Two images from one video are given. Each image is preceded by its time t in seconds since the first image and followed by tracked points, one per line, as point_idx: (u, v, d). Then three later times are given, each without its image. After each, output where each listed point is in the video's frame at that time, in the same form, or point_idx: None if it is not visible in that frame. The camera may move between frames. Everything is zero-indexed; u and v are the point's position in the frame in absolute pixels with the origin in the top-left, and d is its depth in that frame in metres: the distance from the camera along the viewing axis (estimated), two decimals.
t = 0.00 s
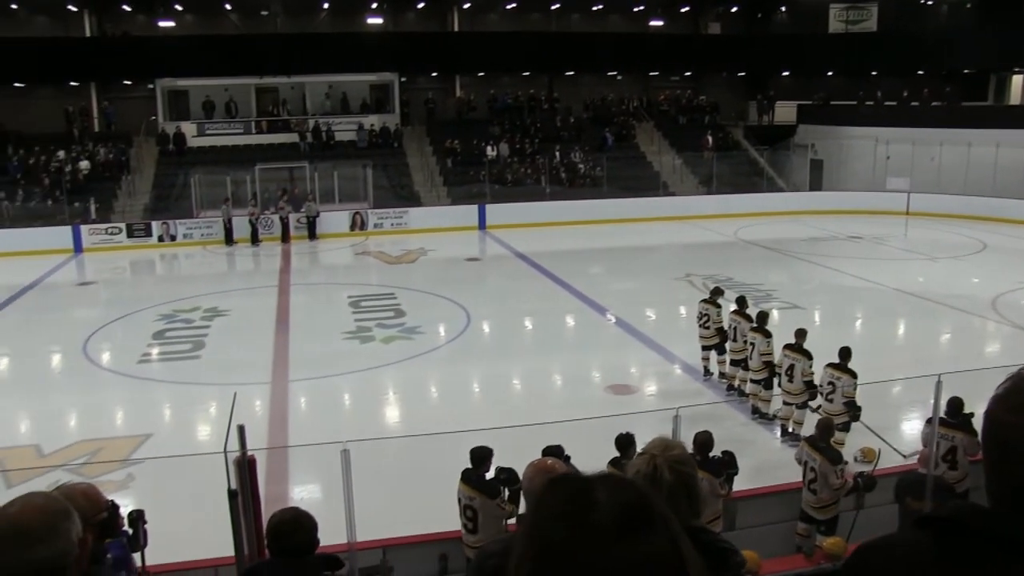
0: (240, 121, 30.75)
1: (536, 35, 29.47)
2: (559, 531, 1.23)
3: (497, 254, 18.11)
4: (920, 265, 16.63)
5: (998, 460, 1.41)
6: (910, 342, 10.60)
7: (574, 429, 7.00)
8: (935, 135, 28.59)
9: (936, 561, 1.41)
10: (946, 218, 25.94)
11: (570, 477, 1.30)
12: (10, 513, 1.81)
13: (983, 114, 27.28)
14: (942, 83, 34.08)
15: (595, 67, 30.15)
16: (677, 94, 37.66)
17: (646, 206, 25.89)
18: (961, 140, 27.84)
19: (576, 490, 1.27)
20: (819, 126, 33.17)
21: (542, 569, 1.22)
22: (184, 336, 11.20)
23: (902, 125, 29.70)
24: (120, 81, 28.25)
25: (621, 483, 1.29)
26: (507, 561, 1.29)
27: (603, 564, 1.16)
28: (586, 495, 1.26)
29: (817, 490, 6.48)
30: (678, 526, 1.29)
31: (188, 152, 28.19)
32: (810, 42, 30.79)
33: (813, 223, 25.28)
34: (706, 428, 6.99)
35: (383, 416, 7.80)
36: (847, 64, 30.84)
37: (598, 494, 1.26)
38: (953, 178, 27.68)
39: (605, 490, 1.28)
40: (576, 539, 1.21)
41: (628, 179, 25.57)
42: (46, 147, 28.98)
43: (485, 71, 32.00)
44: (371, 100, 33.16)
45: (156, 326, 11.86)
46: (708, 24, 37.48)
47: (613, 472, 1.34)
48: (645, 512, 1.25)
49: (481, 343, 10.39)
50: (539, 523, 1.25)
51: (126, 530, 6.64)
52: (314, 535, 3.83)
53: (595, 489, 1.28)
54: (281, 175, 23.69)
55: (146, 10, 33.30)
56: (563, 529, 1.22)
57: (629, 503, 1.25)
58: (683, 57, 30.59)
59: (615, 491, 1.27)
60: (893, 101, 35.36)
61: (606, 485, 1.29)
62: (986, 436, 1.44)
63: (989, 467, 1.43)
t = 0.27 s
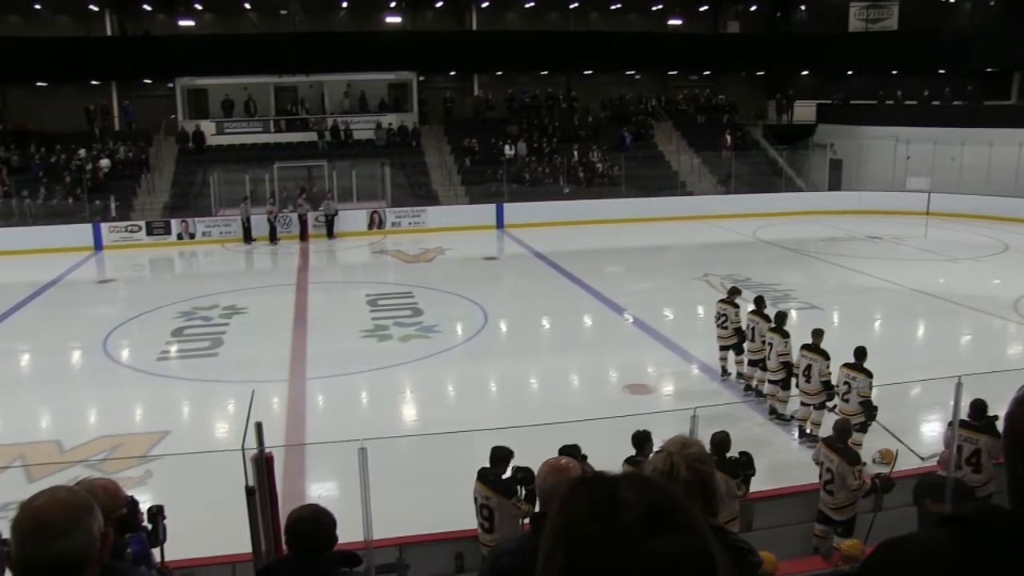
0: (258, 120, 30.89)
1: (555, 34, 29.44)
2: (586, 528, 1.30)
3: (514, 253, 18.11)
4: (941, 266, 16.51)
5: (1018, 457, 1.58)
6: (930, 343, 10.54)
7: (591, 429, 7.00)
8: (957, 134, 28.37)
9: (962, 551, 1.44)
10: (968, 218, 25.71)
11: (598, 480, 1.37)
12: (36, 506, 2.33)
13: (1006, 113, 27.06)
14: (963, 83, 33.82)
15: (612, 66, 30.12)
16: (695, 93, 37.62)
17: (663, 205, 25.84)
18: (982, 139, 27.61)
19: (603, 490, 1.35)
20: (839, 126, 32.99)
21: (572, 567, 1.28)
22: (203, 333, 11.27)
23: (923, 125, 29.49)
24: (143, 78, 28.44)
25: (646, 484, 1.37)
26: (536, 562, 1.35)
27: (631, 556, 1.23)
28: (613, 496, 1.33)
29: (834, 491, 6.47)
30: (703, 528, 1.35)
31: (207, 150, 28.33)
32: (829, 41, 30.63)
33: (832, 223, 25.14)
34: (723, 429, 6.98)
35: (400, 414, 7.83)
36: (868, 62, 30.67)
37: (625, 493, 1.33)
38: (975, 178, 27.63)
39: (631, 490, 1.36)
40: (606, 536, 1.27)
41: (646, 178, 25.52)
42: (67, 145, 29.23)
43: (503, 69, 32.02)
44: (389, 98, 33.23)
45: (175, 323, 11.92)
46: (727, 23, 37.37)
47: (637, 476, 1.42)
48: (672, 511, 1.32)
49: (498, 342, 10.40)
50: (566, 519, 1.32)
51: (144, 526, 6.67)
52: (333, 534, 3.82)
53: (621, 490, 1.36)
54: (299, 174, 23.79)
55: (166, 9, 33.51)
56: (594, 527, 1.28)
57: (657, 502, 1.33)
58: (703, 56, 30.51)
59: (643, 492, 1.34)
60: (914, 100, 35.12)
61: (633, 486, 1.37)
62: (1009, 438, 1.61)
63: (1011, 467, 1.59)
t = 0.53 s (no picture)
0: (279, 117, 31.06)
1: (576, 32, 29.42)
2: (608, 526, 1.37)
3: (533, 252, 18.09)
4: (964, 267, 16.34)
5: None
6: (952, 346, 10.43)
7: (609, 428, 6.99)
8: (982, 134, 28.06)
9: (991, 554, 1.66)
10: (992, 219, 25.42)
11: (619, 480, 1.45)
12: (59, 498, 2.36)
13: None
14: (989, 82, 33.45)
15: (633, 65, 30.07)
16: (715, 92, 37.50)
17: (683, 205, 25.74)
18: (1007, 140, 27.30)
19: (624, 490, 1.42)
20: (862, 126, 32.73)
21: (592, 565, 1.35)
22: (223, 330, 11.34)
23: (948, 124, 29.19)
24: (164, 76, 28.65)
25: (668, 485, 1.44)
26: (558, 558, 1.43)
27: (652, 555, 1.31)
28: (635, 497, 1.41)
29: (852, 494, 6.39)
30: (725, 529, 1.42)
31: (228, 147, 28.50)
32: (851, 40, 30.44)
33: (853, 223, 24.95)
34: (741, 429, 6.94)
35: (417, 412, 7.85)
36: (891, 62, 30.42)
37: (647, 493, 1.41)
38: (1000, 178, 27.33)
39: (653, 489, 1.43)
40: (627, 535, 1.34)
41: (666, 177, 25.45)
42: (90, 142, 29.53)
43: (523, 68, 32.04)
44: (410, 96, 33.31)
45: (195, 319, 11.99)
46: (748, 22, 37.22)
47: (660, 474, 1.49)
48: (693, 512, 1.39)
49: (516, 341, 10.40)
50: (589, 517, 1.40)
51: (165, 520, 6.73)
52: (354, 532, 3.59)
53: (644, 488, 1.44)
54: (320, 171, 23.91)
55: (189, 8, 33.83)
56: (615, 526, 1.36)
57: (678, 504, 1.40)
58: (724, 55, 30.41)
59: (664, 492, 1.42)
60: (939, 100, 34.77)
61: (656, 485, 1.44)
62: None
63: None
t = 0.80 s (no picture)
0: (304, 116, 31.27)
1: (601, 32, 29.38)
2: (627, 525, 1.49)
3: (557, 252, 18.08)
4: (994, 270, 16.14)
5: None
6: (979, 349, 10.32)
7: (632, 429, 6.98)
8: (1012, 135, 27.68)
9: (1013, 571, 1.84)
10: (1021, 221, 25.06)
11: (639, 480, 1.56)
12: (87, 490, 2.41)
13: None
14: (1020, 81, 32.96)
15: (658, 64, 29.98)
16: (740, 92, 37.31)
17: (707, 205, 25.60)
18: None
19: (642, 491, 1.53)
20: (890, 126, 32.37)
21: (608, 559, 1.45)
22: (247, 326, 11.44)
23: (978, 124, 28.80)
24: (190, 75, 28.96)
25: (686, 487, 1.54)
26: (577, 551, 1.55)
27: (663, 551, 1.42)
28: (652, 496, 1.52)
29: (877, 497, 6.30)
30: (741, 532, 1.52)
31: (253, 145, 28.70)
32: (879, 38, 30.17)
33: (880, 224, 24.71)
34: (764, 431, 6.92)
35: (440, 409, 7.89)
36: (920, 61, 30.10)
37: (664, 495, 1.52)
38: None
39: (670, 492, 1.54)
40: (642, 533, 1.45)
41: (689, 177, 25.33)
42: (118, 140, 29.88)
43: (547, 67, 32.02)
44: (434, 95, 33.42)
45: (220, 316, 12.09)
46: (774, 21, 37.00)
47: (677, 477, 1.59)
48: (708, 513, 1.49)
49: (538, 340, 10.41)
50: (606, 513, 1.52)
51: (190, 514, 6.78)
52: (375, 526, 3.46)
53: (662, 490, 1.55)
54: (345, 170, 24.05)
55: (215, 7, 34.20)
56: (633, 524, 1.48)
57: (694, 505, 1.50)
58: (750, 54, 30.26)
59: (681, 493, 1.52)
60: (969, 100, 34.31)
61: (672, 487, 1.55)
62: None
63: None
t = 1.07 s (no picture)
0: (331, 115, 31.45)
1: (628, 32, 29.36)
2: (640, 524, 1.42)
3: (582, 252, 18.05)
4: None
5: None
6: (1009, 353, 10.19)
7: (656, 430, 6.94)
8: None
9: None
10: None
11: (652, 478, 1.50)
12: (113, 485, 2.39)
13: None
14: None
15: (684, 64, 29.92)
16: (767, 92, 37.16)
17: (732, 205, 25.49)
18: None
19: (657, 490, 1.47)
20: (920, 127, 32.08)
21: (622, 563, 1.39)
22: (271, 324, 11.50)
23: (1010, 124, 28.46)
24: (216, 74, 29.19)
25: (701, 486, 1.49)
26: (586, 554, 1.48)
27: (683, 554, 1.36)
28: (667, 496, 1.46)
29: (904, 501, 6.21)
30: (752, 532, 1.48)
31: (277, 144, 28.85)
32: (908, 38, 29.94)
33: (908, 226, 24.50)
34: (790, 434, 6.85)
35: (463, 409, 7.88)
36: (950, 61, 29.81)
37: (679, 494, 1.46)
38: None
39: (683, 492, 1.48)
40: (658, 533, 1.39)
41: (715, 177, 25.23)
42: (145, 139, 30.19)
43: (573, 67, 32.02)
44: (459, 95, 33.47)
45: (245, 314, 12.16)
46: (801, 21, 36.83)
47: (688, 476, 1.54)
48: (724, 513, 1.45)
49: (562, 340, 10.40)
50: (619, 514, 1.45)
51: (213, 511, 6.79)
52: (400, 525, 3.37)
53: (674, 489, 1.49)
54: (370, 169, 24.17)
55: (243, 7, 34.48)
56: (648, 525, 1.41)
57: (710, 505, 1.45)
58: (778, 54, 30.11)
59: (696, 492, 1.47)
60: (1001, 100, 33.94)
61: (686, 487, 1.49)
62: None
63: None
